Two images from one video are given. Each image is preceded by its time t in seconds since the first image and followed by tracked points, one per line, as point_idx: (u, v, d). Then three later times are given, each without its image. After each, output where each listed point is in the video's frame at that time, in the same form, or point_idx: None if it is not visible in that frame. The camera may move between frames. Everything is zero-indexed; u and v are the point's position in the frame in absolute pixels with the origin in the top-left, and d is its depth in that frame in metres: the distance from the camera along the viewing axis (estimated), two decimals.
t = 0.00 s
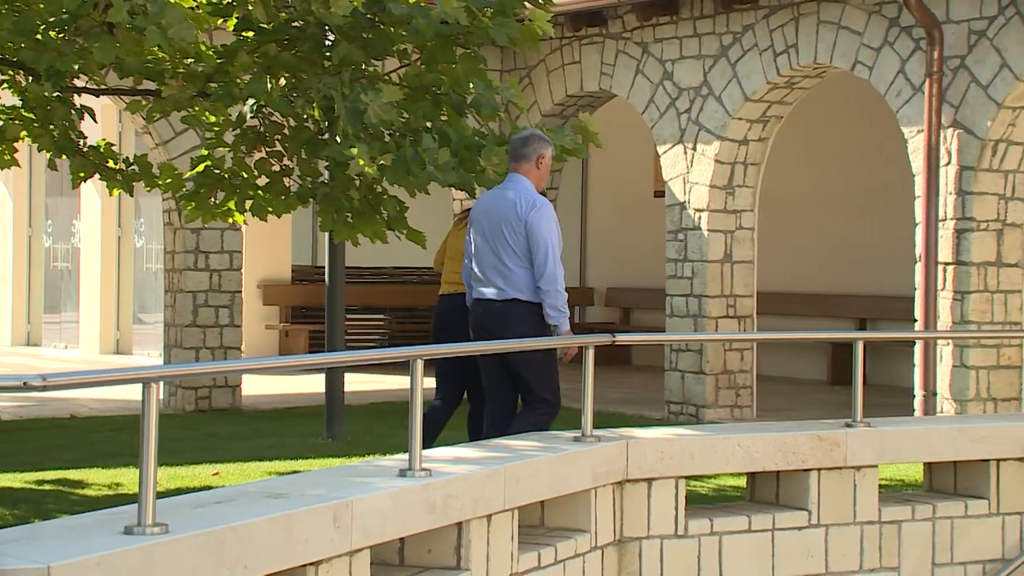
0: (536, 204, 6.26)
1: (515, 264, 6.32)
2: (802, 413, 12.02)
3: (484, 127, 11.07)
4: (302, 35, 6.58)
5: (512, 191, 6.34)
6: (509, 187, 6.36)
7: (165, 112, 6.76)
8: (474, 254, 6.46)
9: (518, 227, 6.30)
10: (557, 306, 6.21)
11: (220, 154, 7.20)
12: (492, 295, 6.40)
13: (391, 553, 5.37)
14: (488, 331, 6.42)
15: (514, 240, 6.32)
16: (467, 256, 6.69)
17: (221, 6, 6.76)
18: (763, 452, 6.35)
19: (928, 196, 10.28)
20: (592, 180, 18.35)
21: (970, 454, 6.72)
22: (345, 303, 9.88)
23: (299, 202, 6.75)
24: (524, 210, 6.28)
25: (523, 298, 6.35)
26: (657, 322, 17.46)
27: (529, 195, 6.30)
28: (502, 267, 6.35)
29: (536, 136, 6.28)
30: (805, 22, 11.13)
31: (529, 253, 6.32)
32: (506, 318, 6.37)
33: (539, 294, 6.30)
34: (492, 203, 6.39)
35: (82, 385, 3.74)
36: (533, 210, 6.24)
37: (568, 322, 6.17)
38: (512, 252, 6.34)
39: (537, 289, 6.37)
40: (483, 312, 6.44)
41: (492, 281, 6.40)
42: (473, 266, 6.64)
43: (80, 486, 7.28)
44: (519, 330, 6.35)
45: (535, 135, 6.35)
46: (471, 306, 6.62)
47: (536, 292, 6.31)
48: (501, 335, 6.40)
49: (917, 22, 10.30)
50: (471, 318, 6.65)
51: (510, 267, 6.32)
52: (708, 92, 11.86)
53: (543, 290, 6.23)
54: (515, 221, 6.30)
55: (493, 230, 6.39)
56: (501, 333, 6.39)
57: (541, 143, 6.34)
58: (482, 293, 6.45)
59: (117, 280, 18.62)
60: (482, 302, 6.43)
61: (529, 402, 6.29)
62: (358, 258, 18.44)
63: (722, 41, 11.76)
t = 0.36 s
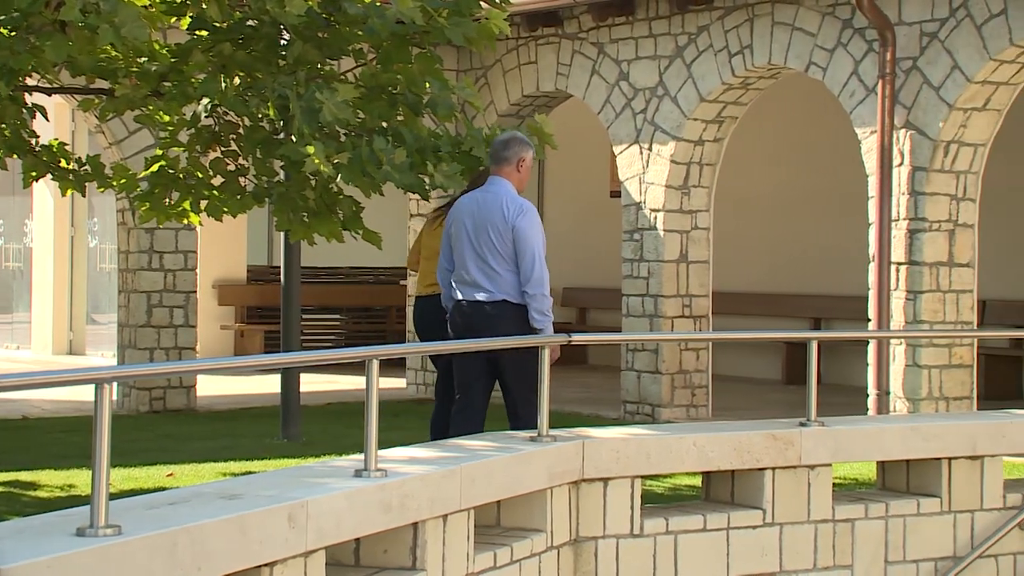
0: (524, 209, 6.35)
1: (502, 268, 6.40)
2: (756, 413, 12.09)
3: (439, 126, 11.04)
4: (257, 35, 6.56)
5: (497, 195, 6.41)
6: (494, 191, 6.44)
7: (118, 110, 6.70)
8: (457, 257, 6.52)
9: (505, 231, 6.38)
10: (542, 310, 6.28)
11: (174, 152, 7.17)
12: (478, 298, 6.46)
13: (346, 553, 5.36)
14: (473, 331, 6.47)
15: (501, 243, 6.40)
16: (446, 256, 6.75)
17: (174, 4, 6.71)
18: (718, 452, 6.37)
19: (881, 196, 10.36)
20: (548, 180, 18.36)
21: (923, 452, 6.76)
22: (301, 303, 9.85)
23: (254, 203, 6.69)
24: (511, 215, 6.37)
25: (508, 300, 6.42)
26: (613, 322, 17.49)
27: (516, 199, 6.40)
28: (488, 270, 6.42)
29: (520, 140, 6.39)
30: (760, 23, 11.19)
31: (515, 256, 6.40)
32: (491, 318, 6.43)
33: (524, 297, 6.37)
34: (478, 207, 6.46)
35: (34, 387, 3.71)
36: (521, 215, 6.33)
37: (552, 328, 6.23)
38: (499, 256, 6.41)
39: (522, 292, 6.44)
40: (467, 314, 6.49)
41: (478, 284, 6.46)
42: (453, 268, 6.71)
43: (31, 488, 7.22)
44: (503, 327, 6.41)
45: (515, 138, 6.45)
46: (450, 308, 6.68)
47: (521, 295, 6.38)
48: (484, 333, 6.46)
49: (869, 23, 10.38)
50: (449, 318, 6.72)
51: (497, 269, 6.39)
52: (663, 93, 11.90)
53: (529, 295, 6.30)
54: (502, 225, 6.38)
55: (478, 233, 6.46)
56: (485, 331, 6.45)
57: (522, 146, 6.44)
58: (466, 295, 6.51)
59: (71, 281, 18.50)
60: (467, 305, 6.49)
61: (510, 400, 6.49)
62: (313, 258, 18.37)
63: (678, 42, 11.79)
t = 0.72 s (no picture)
0: (529, 213, 6.61)
1: (507, 270, 6.64)
2: (715, 412, 12.13)
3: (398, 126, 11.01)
4: (215, 33, 6.51)
5: (503, 198, 6.67)
6: (498, 194, 6.69)
7: (74, 109, 6.65)
8: (460, 257, 6.75)
9: (511, 235, 6.63)
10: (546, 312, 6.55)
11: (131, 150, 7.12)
12: (482, 299, 6.69)
13: (305, 554, 5.33)
14: (474, 328, 6.71)
15: (505, 246, 6.64)
16: (444, 254, 6.98)
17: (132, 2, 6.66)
18: (678, 451, 6.38)
19: (839, 196, 10.42)
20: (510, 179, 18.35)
21: (880, 451, 6.81)
22: (260, 303, 9.82)
23: (212, 203, 6.64)
24: (517, 219, 6.62)
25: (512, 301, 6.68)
26: (574, 322, 17.51)
27: (521, 203, 6.66)
28: (493, 273, 6.66)
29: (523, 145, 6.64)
30: (718, 24, 11.23)
31: (519, 259, 6.65)
32: (494, 319, 6.68)
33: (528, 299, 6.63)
34: (483, 210, 6.71)
35: None
36: (527, 219, 6.59)
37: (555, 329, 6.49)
38: (504, 259, 6.66)
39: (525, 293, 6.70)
40: (468, 312, 6.74)
41: (482, 286, 6.69)
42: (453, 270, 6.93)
43: None
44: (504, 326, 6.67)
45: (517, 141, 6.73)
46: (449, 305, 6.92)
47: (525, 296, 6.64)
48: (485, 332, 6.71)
49: (827, 24, 10.43)
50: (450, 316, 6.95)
51: (501, 271, 6.64)
52: (623, 93, 11.92)
53: (533, 298, 6.56)
54: (508, 229, 6.63)
55: (483, 234, 6.71)
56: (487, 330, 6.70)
57: (524, 149, 6.72)
58: (469, 296, 6.74)
59: (27, 281, 18.32)
60: (471, 306, 6.72)
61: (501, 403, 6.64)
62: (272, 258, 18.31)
63: (637, 43, 11.82)
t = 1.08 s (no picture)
0: (519, 214, 6.59)
1: (495, 270, 6.60)
2: (676, 412, 12.16)
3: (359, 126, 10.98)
4: (175, 32, 6.47)
5: (491, 197, 6.62)
6: (486, 193, 6.64)
7: (31, 109, 6.61)
8: (446, 256, 6.68)
9: (500, 234, 6.60)
10: (540, 309, 6.55)
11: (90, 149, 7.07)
12: (468, 298, 6.64)
13: (265, 555, 5.29)
14: (458, 328, 6.64)
15: (495, 245, 6.60)
16: (426, 254, 6.88)
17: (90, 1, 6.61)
18: (639, 451, 6.38)
19: (799, 196, 10.48)
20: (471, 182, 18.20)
21: (839, 450, 6.84)
22: (220, 303, 9.78)
23: (172, 202, 6.60)
24: (506, 219, 6.59)
25: (500, 301, 6.65)
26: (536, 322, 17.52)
27: (509, 203, 6.62)
28: (481, 272, 6.61)
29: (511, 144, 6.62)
30: (679, 24, 11.26)
31: (507, 259, 6.62)
32: (481, 318, 6.63)
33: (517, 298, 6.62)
34: (471, 210, 6.64)
35: None
36: (517, 219, 6.57)
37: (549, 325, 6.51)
38: (492, 259, 6.61)
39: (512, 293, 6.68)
40: (453, 311, 6.66)
41: (469, 285, 6.63)
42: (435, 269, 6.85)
43: None
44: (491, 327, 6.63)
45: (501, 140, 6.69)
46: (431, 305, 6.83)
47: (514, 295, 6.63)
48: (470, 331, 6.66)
49: (787, 24, 10.48)
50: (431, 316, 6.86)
51: (490, 271, 6.59)
52: (584, 93, 11.95)
53: (526, 296, 6.55)
54: (497, 229, 6.60)
55: (471, 234, 6.65)
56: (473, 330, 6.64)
57: (508, 148, 6.69)
58: (454, 296, 6.67)
59: None
60: (456, 305, 6.66)
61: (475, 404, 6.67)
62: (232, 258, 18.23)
63: (598, 43, 11.85)
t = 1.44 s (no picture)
0: (488, 213, 6.59)
1: (466, 270, 6.61)
2: (641, 412, 12.18)
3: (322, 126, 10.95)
4: (137, 31, 6.43)
5: (461, 197, 6.63)
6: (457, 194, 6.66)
7: None
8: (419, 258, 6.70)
9: (470, 234, 6.60)
10: (508, 308, 6.54)
11: (50, 148, 7.02)
12: (441, 300, 6.65)
13: (229, 556, 5.25)
14: (432, 329, 6.66)
15: (465, 246, 6.61)
16: (404, 256, 6.92)
17: None
18: (604, 450, 6.39)
19: (763, 196, 10.51)
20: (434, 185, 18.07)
21: (802, 449, 6.87)
22: (184, 303, 9.75)
23: (134, 201, 6.56)
24: (475, 218, 6.59)
25: (473, 301, 6.65)
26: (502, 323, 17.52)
27: (479, 202, 6.63)
28: (452, 273, 6.62)
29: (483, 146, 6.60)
30: (643, 25, 11.28)
31: (478, 259, 6.62)
32: (454, 319, 6.64)
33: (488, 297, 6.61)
34: (442, 211, 6.66)
35: None
36: (485, 218, 6.57)
37: (517, 323, 6.49)
38: (462, 259, 6.62)
39: (485, 293, 6.68)
40: (427, 312, 6.68)
41: (441, 286, 6.65)
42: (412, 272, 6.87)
43: None
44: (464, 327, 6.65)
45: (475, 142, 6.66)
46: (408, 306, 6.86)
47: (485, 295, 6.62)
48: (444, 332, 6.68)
49: (750, 25, 10.52)
50: (409, 319, 6.88)
51: (461, 271, 6.60)
52: (549, 93, 11.96)
53: (495, 294, 6.54)
54: (466, 228, 6.60)
55: (442, 235, 6.66)
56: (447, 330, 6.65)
57: (481, 150, 6.67)
58: (428, 297, 6.68)
59: None
60: (430, 307, 6.67)
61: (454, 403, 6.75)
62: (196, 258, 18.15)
63: (563, 43, 11.87)
